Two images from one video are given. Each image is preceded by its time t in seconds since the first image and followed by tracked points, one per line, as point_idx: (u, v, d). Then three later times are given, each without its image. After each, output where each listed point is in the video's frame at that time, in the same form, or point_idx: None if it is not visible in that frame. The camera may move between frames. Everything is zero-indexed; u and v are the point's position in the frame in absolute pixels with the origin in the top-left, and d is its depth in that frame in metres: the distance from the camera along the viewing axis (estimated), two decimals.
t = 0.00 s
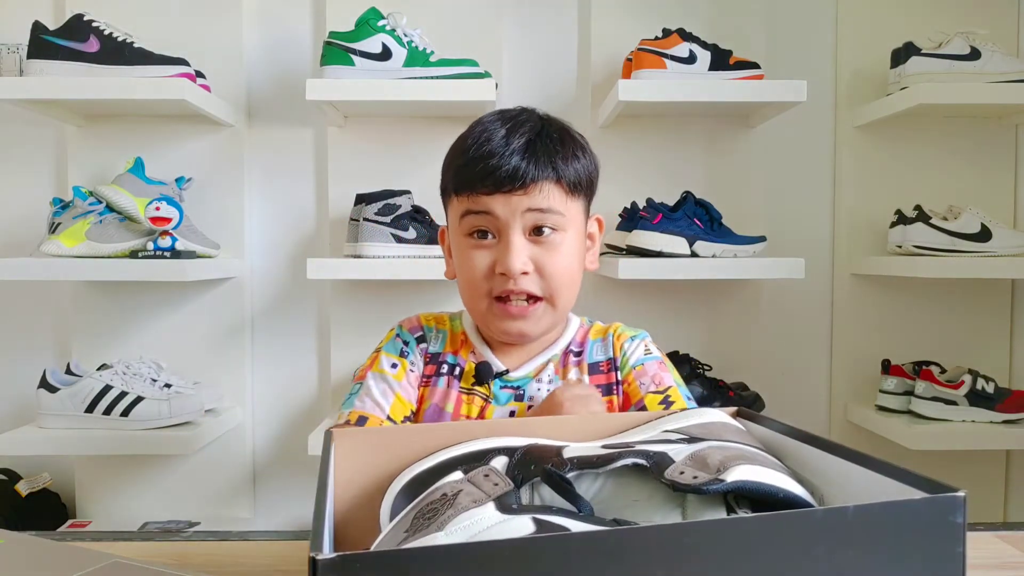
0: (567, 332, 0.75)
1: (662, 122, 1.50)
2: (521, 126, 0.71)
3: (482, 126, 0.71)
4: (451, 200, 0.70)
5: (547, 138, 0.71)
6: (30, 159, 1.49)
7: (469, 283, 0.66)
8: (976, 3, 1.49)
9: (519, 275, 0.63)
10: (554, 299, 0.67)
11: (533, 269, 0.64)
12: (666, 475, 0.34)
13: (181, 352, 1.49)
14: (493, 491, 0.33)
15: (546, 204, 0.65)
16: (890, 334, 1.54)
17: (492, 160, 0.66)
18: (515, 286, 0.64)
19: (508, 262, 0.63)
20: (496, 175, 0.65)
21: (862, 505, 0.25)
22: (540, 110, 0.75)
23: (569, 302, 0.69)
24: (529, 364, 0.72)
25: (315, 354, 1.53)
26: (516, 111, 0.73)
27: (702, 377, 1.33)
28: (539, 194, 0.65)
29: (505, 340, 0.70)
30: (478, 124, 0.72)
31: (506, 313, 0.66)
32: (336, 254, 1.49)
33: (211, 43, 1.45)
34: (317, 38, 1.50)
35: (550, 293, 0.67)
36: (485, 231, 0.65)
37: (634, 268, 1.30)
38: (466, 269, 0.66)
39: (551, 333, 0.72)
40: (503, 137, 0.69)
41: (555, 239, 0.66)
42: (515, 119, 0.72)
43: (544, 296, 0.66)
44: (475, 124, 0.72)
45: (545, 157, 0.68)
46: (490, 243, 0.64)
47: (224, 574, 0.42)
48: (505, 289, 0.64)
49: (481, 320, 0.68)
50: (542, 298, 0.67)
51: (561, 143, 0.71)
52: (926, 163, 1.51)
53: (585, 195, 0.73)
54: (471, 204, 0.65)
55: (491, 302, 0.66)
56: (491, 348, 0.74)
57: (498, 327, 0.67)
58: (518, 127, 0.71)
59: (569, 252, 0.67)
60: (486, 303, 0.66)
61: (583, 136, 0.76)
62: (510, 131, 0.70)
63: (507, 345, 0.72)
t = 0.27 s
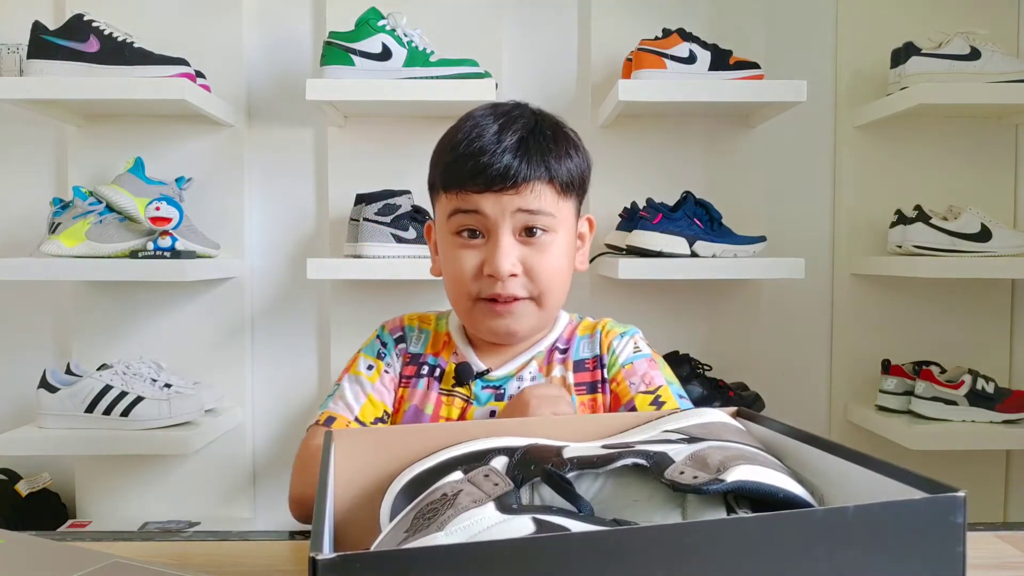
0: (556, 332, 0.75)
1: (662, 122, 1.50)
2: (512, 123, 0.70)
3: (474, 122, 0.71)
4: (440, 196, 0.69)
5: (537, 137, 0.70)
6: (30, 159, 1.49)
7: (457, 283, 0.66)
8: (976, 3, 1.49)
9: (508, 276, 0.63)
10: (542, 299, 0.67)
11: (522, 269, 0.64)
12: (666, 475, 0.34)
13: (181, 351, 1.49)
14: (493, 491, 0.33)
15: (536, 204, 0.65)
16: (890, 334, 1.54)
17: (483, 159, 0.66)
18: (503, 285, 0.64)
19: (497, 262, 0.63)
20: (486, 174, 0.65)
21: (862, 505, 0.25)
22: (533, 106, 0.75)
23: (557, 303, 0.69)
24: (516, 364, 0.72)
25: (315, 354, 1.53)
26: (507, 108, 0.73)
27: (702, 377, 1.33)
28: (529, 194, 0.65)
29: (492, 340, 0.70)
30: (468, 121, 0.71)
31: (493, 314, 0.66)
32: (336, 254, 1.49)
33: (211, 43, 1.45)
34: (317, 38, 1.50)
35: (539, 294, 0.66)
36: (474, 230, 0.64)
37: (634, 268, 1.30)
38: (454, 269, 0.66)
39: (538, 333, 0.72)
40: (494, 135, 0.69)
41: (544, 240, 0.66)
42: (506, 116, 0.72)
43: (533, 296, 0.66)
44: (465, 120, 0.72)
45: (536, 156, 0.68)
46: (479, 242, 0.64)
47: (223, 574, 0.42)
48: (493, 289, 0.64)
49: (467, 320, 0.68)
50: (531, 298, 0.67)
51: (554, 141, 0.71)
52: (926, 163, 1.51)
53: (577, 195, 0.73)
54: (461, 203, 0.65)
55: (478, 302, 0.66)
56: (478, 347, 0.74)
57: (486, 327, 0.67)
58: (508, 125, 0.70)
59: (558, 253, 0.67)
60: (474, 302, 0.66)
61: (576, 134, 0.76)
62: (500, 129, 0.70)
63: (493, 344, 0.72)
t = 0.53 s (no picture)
0: (552, 327, 0.75)
1: (661, 122, 1.50)
2: (494, 124, 0.71)
3: (455, 124, 0.71)
4: (426, 201, 0.69)
5: (519, 137, 0.70)
6: (29, 159, 1.49)
7: (446, 286, 0.66)
8: (976, 3, 1.49)
9: (497, 277, 0.63)
10: (533, 298, 0.67)
11: (510, 269, 0.64)
12: (665, 475, 0.34)
13: (181, 351, 1.49)
14: (493, 491, 0.33)
15: (521, 203, 0.65)
16: (890, 334, 1.54)
17: (465, 161, 0.66)
18: (492, 287, 0.64)
19: (485, 263, 0.63)
20: (469, 176, 0.65)
21: (861, 505, 0.25)
22: (513, 106, 0.75)
23: (549, 301, 0.69)
24: (511, 362, 0.72)
25: (315, 354, 1.53)
26: (488, 108, 0.73)
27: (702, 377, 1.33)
28: (514, 194, 0.65)
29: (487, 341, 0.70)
30: (450, 123, 0.72)
31: (485, 315, 0.66)
32: (336, 254, 1.49)
33: (211, 43, 1.45)
34: (317, 38, 1.50)
35: (529, 293, 0.66)
36: (460, 233, 0.64)
37: (634, 268, 1.30)
38: (443, 273, 0.65)
39: (532, 331, 0.72)
40: (475, 137, 0.69)
41: (532, 238, 0.66)
42: (487, 116, 0.72)
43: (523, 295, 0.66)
44: (446, 124, 0.72)
45: (518, 155, 0.68)
46: (466, 244, 0.64)
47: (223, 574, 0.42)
48: (483, 290, 0.64)
49: (460, 323, 0.68)
50: (521, 298, 0.67)
51: (536, 139, 0.71)
52: (926, 163, 1.51)
53: (562, 192, 0.73)
54: (446, 207, 0.65)
55: (470, 304, 0.66)
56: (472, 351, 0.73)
57: (478, 329, 0.67)
58: (489, 126, 0.70)
59: (546, 251, 0.67)
60: (464, 304, 0.66)
61: (558, 131, 0.76)
62: (481, 130, 0.70)
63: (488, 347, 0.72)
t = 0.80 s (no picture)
0: (553, 331, 0.75)
1: (661, 122, 1.50)
2: (495, 126, 0.71)
3: (457, 126, 0.71)
4: (427, 202, 0.70)
5: (520, 138, 0.70)
6: (29, 159, 1.49)
7: (447, 287, 0.66)
8: (976, 3, 1.49)
9: (496, 277, 0.63)
10: (532, 299, 0.67)
11: (510, 270, 0.64)
12: (666, 475, 0.34)
13: (181, 351, 1.49)
14: (493, 491, 0.33)
15: (521, 204, 0.65)
16: (890, 334, 1.54)
17: (466, 163, 0.66)
18: (492, 287, 0.64)
19: (484, 264, 0.63)
20: (469, 177, 0.65)
21: (861, 505, 0.25)
22: (515, 108, 0.75)
23: (549, 302, 0.69)
24: (511, 364, 0.72)
25: (315, 354, 1.53)
26: (489, 111, 0.73)
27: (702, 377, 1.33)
28: (514, 195, 0.65)
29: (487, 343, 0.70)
30: (452, 126, 0.72)
31: (484, 316, 0.66)
32: (336, 254, 1.49)
33: (211, 43, 1.45)
34: (317, 38, 1.50)
35: (529, 294, 0.66)
36: (461, 234, 0.64)
37: (634, 268, 1.30)
38: (443, 273, 0.65)
39: (533, 333, 0.72)
40: (476, 139, 0.69)
41: (533, 239, 0.66)
42: (488, 119, 0.72)
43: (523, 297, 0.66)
44: (448, 127, 0.72)
45: (519, 157, 0.68)
46: (466, 245, 0.64)
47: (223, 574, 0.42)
48: (483, 291, 0.64)
49: (460, 324, 0.68)
50: (520, 299, 0.67)
51: (537, 141, 0.71)
52: (926, 163, 1.51)
53: (564, 194, 0.73)
54: (446, 208, 0.65)
55: (470, 305, 0.66)
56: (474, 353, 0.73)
57: (478, 330, 0.67)
58: (491, 128, 0.70)
59: (546, 252, 0.67)
60: (464, 305, 0.66)
61: (560, 133, 0.76)
62: (482, 133, 0.70)
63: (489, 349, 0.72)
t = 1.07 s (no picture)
0: (560, 331, 0.75)
1: (661, 122, 1.50)
2: (501, 120, 0.71)
3: (464, 121, 0.71)
4: (433, 196, 0.70)
5: (527, 132, 0.70)
6: (29, 159, 1.49)
7: (453, 280, 0.66)
8: (976, 3, 1.49)
9: (502, 270, 0.63)
10: (539, 293, 0.67)
11: (516, 263, 0.64)
12: (666, 475, 0.34)
13: (181, 351, 1.49)
14: (493, 491, 0.33)
15: (527, 197, 0.65)
16: (890, 334, 1.54)
17: (472, 156, 0.66)
18: (498, 280, 0.64)
19: (490, 256, 0.63)
20: (475, 170, 0.65)
21: (861, 505, 0.25)
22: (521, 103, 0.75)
23: (556, 297, 0.69)
24: (521, 366, 0.72)
25: (315, 353, 1.53)
26: (496, 106, 0.73)
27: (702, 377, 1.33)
28: (520, 188, 0.65)
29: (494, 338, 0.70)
30: (458, 120, 0.72)
31: (491, 310, 0.66)
32: (336, 254, 1.49)
33: (211, 43, 1.45)
34: (317, 38, 1.50)
35: (535, 288, 0.66)
36: (467, 227, 0.65)
37: (634, 268, 1.30)
38: (449, 267, 0.66)
39: (541, 328, 0.72)
40: (483, 132, 0.69)
41: (539, 232, 0.66)
42: (495, 113, 0.72)
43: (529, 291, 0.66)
44: (455, 121, 0.73)
45: (525, 150, 0.68)
46: (472, 238, 0.64)
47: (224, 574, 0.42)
48: (489, 284, 0.64)
49: (466, 318, 0.68)
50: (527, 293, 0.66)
51: (544, 135, 0.71)
52: (926, 163, 1.51)
53: (570, 188, 0.73)
54: (452, 201, 0.65)
55: (476, 298, 0.66)
56: (482, 350, 0.73)
57: (485, 325, 0.67)
58: (497, 122, 0.71)
59: (553, 245, 0.67)
60: (470, 298, 0.66)
61: (567, 128, 0.76)
62: (489, 126, 0.70)
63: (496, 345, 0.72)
